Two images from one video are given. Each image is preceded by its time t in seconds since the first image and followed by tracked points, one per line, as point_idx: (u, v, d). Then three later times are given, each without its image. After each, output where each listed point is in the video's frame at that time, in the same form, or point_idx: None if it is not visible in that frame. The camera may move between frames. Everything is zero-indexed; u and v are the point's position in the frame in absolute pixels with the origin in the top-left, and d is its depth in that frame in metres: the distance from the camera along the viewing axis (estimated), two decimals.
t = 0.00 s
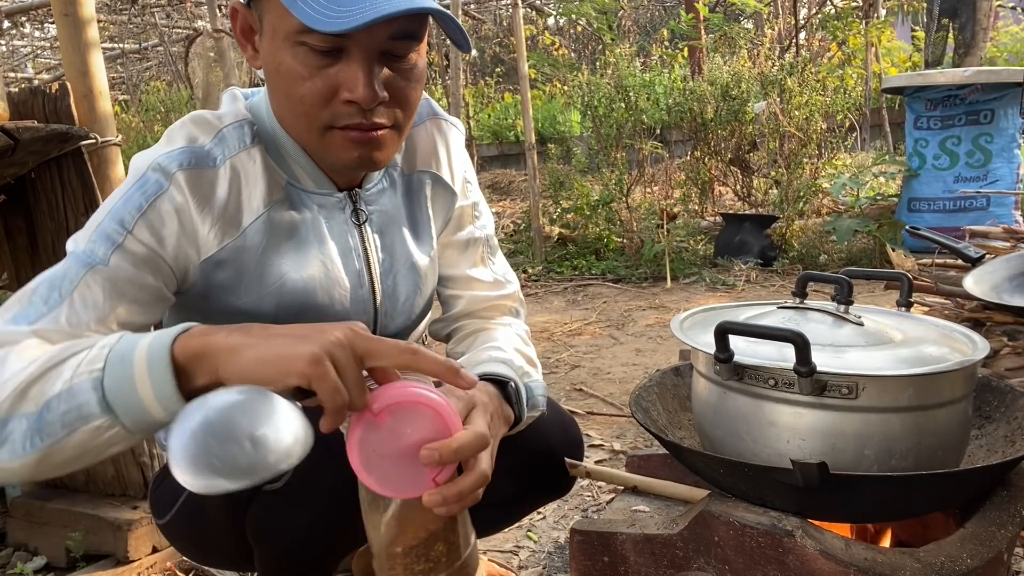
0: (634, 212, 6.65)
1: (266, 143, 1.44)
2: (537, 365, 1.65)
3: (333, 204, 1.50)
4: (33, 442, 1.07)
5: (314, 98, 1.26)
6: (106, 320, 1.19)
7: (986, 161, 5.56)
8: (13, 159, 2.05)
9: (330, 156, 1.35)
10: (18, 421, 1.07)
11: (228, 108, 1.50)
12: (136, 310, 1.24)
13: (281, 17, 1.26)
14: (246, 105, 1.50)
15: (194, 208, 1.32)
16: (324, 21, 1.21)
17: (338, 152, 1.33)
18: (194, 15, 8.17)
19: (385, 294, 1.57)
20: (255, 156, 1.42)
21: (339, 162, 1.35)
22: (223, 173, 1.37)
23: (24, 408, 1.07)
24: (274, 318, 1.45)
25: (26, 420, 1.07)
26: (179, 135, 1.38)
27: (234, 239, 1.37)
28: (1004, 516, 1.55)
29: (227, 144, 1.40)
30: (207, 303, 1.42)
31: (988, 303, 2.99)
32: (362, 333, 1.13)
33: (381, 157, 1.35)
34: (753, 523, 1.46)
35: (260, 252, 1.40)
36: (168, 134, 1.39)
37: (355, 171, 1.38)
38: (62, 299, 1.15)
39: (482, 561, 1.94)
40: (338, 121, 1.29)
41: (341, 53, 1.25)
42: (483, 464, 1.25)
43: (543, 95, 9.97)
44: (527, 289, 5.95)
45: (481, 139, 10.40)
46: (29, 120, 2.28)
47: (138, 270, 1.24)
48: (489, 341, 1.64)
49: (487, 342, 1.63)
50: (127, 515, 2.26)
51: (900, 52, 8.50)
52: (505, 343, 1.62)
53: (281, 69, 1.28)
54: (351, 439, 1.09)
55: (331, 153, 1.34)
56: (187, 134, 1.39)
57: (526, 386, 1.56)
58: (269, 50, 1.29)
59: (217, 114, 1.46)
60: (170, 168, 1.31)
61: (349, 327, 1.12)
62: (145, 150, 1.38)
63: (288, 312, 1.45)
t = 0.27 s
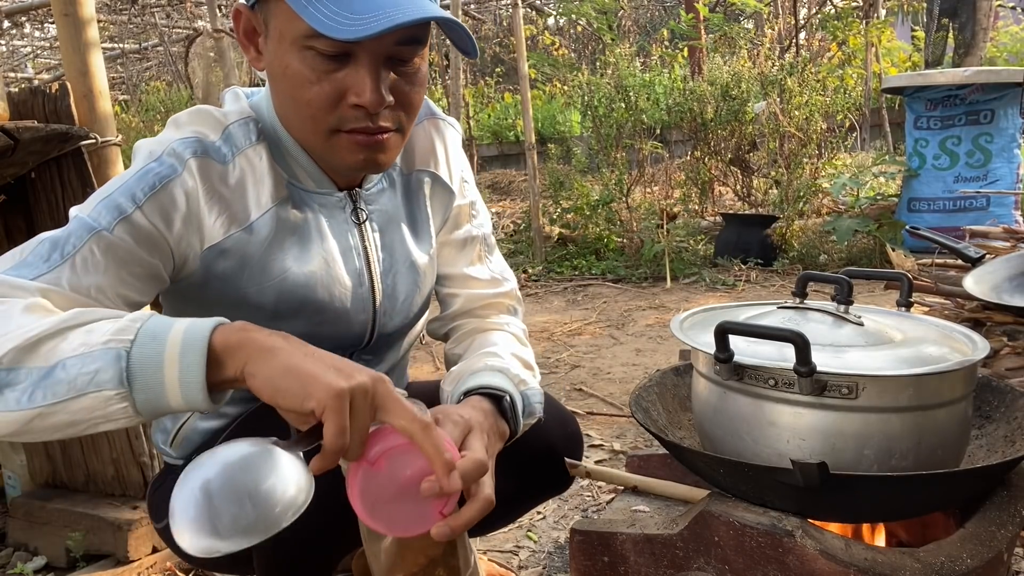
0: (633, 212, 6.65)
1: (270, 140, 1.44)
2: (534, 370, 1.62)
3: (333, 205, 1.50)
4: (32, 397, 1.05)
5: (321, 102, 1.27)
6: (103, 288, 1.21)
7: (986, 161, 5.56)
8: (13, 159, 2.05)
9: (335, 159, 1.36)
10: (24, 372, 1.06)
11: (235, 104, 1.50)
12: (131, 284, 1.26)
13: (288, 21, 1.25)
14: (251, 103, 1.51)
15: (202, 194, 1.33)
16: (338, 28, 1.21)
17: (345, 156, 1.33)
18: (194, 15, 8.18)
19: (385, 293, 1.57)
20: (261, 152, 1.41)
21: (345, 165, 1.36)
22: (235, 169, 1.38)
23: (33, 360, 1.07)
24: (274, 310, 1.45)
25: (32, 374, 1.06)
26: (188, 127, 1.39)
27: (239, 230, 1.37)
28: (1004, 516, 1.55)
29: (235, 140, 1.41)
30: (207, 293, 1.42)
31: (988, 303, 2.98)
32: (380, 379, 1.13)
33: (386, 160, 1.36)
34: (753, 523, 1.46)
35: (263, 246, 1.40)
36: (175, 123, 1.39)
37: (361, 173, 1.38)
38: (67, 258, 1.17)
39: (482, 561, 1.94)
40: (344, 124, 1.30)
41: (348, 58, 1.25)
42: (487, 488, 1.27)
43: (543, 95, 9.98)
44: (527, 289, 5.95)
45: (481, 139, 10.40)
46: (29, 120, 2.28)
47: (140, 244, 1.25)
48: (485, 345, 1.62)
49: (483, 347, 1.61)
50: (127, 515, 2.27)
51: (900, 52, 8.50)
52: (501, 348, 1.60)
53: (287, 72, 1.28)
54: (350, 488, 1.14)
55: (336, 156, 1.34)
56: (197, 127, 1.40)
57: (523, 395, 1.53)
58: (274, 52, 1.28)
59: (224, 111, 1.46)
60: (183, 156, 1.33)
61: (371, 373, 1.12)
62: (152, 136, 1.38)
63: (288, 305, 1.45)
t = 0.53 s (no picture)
0: (634, 212, 6.65)
1: (266, 142, 1.44)
2: (532, 372, 1.62)
3: (329, 207, 1.50)
4: (27, 415, 1.06)
5: (311, 108, 1.27)
6: (98, 294, 1.21)
7: (986, 161, 5.56)
8: (13, 159, 2.06)
9: (327, 163, 1.35)
10: (19, 389, 1.07)
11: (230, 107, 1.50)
12: (125, 289, 1.25)
13: (277, 28, 1.25)
14: (245, 104, 1.50)
15: (197, 196, 1.33)
16: (321, 35, 1.21)
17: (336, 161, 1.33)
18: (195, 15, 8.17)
19: (383, 295, 1.57)
20: (256, 153, 1.41)
21: (336, 170, 1.36)
22: (229, 172, 1.38)
23: (29, 378, 1.07)
24: (271, 312, 1.45)
25: (28, 392, 1.07)
26: (184, 130, 1.39)
27: (235, 232, 1.37)
28: (1004, 516, 1.55)
29: (230, 142, 1.41)
30: (203, 293, 1.41)
31: (988, 303, 2.98)
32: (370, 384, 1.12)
33: (378, 165, 1.36)
34: (753, 523, 1.46)
35: (260, 247, 1.40)
36: (171, 126, 1.39)
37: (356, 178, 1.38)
38: (59, 265, 1.17)
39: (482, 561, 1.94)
40: (334, 131, 1.29)
41: (337, 63, 1.25)
42: (492, 477, 1.27)
43: (544, 95, 9.98)
44: (527, 289, 5.95)
45: (482, 139, 10.40)
46: (29, 120, 2.28)
47: (135, 247, 1.25)
48: (481, 348, 1.62)
49: (478, 350, 1.61)
50: (127, 515, 2.27)
51: (899, 52, 8.50)
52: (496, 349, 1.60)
53: (277, 79, 1.28)
54: (354, 491, 1.15)
55: (328, 162, 1.34)
56: (192, 128, 1.40)
57: (519, 396, 1.52)
58: (265, 58, 1.29)
59: (219, 113, 1.46)
60: (178, 158, 1.33)
61: (358, 380, 1.11)
62: (147, 139, 1.38)
63: (284, 307, 1.45)
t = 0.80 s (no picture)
0: (634, 212, 6.65)
1: (262, 147, 1.44)
2: (528, 374, 1.61)
3: (325, 210, 1.50)
4: (47, 430, 1.07)
5: (294, 119, 1.27)
6: (100, 304, 1.21)
7: (986, 161, 5.56)
8: (13, 158, 2.06)
9: (314, 173, 1.35)
10: (36, 405, 1.07)
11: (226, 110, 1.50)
12: (125, 298, 1.25)
13: (258, 43, 1.27)
14: (241, 109, 1.51)
15: (195, 202, 1.33)
16: (290, 50, 1.22)
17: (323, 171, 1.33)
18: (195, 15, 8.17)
19: (382, 298, 1.57)
20: (252, 157, 1.41)
21: (323, 180, 1.35)
22: (226, 176, 1.38)
23: (45, 393, 1.08)
24: (270, 316, 1.46)
25: (45, 407, 1.07)
26: (180, 134, 1.38)
27: (233, 237, 1.37)
28: (1004, 516, 1.55)
29: (226, 145, 1.40)
30: (201, 297, 1.41)
31: (988, 303, 2.98)
32: (360, 382, 1.12)
33: (367, 174, 1.35)
34: (753, 523, 1.46)
35: (258, 251, 1.40)
36: (167, 130, 1.39)
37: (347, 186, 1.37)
38: (59, 276, 1.16)
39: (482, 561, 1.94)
40: (319, 141, 1.29)
41: (317, 74, 1.25)
42: (497, 468, 1.22)
43: (544, 95, 9.98)
44: (527, 289, 5.95)
45: (482, 139, 10.41)
46: (29, 120, 2.28)
47: (134, 255, 1.24)
48: (477, 351, 1.62)
49: (473, 354, 1.61)
50: (127, 514, 2.27)
51: (899, 52, 8.50)
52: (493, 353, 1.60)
53: (262, 90, 1.29)
54: (362, 497, 1.11)
55: (315, 171, 1.34)
56: (188, 132, 1.39)
57: (513, 401, 1.51)
58: (252, 71, 1.30)
59: (215, 117, 1.46)
60: (174, 163, 1.32)
61: (344, 380, 1.12)
62: (143, 143, 1.38)
63: (283, 311, 1.45)
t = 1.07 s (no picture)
0: (634, 212, 6.65)
1: (262, 151, 1.44)
2: (525, 378, 1.62)
3: (326, 213, 1.50)
4: (40, 440, 1.08)
5: (298, 124, 1.27)
6: (99, 316, 1.20)
7: (986, 161, 5.56)
8: (13, 159, 2.06)
9: (317, 177, 1.34)
10: (28, 418, 1.08)
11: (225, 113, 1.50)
12: (124, 309, 1.24)
13: (263, 51, 1.27)
14: (241, 112, 1.50)
15: (192, 209, 1.32)
16: (298, 57, 1.22)
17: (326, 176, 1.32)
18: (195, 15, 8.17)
19: (383, 301, 1.58)
20: (252, 161, 1.40)
21: (326, 184, 1.35)
22: (223, 180, 1.37)
23: (34, 405, 1.08)
24: (271, 320, 1.46)
25: (37, 418, 1.08)
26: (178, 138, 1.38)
27: (232, 242, 1.37)
28: (1004, 516, 1.55)
29: (225, 149, 1.40)
30: (203, 303, 1.42)
31: (988, 303, 2.98)
32: (324, 368, 1.08)
33: (370, 178, 1.35)
34: (753, 523, 1.46)
35: (258, 255, 1.40)
36: (165, 135, 1.39)
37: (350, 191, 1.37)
38: (57, 291, 1.16)
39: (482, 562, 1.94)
40: (323, 146, 1.29)
41: (322, 79, 1.25)
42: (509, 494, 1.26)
43: (544, 95, 9.98)
44: (527, 289, 5.95)
45: (482, 139, 10.41)
46: (29, 120, 2.28)
47: (133, 266, 1.24)
48: (476, 355, 1.62)
49: (472, 358, 1.61)
50: (127, 514, 2.28)
51: (899, 52, 8.50)
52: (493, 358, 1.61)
53: (267, 95, 1.29)
54: (384, 523, 1.08)
55: (319, 176, 1.33)
56: (186, 137, 1.39)
57: (511, 409, 1.52)
58: (256, 77, 1.30)
59: (214, 120, 1.45)
60: (170, 169, 1.31)
61: (307, 369, 1.07)
62: (141, 148, 1.38)
63: (283, 315, 1.46)
